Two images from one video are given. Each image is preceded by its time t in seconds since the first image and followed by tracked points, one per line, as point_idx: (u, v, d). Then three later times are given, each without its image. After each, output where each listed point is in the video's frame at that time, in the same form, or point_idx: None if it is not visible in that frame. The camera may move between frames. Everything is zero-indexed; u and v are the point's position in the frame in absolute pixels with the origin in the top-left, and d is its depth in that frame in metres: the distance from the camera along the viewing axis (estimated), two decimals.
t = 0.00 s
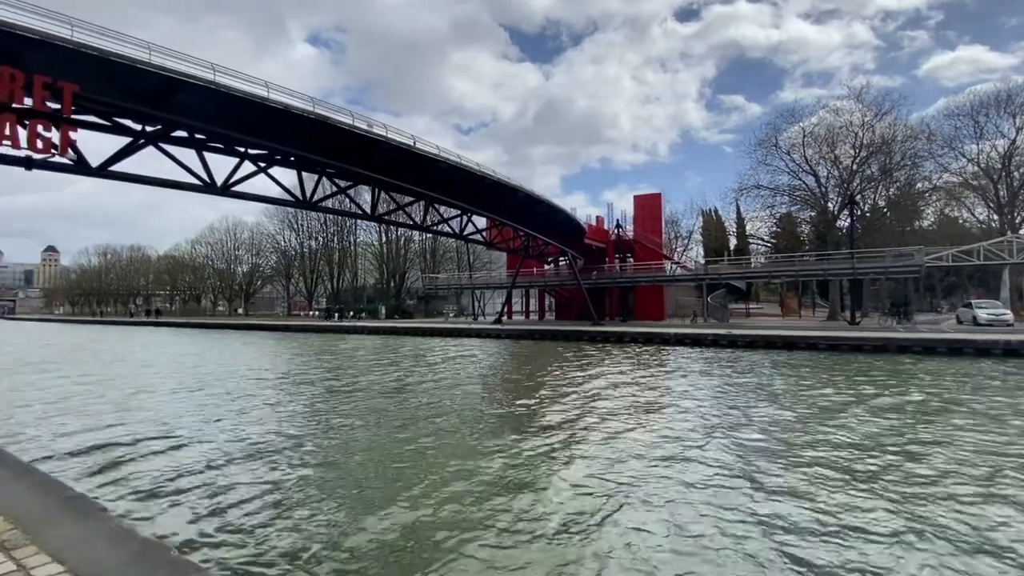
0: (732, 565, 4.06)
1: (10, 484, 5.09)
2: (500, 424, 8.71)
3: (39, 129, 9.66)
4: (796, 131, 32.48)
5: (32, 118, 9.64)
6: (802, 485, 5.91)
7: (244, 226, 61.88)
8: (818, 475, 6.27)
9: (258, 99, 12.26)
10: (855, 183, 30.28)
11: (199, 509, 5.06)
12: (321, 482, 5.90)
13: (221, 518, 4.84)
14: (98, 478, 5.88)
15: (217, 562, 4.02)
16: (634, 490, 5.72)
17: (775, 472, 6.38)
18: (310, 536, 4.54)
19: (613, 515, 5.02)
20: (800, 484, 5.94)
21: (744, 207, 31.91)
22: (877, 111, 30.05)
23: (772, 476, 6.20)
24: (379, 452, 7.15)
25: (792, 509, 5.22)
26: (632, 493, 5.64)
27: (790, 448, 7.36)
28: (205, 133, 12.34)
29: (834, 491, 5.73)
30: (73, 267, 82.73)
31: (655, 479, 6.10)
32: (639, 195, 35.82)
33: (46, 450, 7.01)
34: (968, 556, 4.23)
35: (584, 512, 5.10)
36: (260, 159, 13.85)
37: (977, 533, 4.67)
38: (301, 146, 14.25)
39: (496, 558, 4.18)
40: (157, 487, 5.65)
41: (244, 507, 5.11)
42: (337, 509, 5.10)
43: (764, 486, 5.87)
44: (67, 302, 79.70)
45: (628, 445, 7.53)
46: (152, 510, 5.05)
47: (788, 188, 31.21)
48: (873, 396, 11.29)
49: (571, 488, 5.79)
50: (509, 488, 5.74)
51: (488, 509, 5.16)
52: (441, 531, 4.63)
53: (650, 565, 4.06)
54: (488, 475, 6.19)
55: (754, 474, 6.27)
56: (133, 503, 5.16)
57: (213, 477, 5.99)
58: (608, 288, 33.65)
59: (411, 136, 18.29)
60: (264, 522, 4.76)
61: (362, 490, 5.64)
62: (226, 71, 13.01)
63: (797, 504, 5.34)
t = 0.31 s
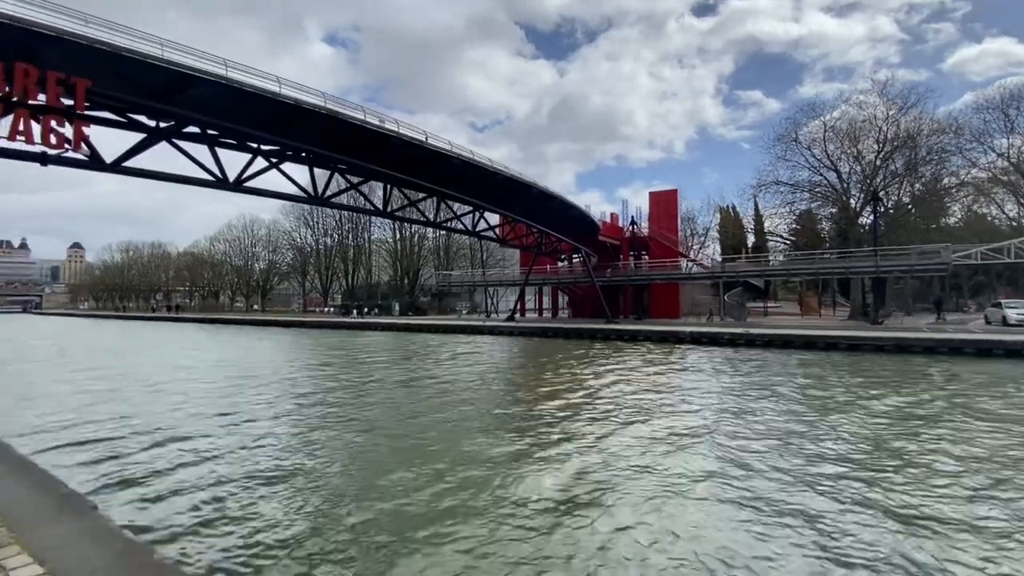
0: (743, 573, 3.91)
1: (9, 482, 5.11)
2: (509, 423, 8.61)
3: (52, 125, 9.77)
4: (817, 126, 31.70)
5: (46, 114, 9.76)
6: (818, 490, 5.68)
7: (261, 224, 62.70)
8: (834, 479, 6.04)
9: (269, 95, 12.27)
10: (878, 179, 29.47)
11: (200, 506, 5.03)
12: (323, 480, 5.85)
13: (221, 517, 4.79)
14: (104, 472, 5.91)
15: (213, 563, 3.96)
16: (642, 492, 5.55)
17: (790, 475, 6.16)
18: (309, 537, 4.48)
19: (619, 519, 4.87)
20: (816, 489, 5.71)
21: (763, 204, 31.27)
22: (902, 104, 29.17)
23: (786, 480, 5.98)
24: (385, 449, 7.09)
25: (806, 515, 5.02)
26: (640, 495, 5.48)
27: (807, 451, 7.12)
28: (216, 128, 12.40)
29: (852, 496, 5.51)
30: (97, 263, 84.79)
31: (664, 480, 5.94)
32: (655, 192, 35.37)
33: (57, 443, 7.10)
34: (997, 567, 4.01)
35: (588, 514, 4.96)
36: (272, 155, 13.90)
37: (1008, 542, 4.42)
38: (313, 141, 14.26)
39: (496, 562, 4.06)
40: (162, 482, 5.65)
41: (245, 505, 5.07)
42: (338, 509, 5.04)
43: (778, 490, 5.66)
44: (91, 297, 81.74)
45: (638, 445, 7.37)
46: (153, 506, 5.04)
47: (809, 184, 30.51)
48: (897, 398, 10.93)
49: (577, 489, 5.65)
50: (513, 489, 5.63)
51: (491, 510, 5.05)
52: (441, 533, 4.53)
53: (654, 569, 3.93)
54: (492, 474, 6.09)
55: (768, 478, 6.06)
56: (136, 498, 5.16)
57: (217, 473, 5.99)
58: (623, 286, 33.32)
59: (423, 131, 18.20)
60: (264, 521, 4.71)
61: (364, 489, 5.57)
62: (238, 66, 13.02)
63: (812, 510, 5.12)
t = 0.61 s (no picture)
0: None
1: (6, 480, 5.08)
2: (516, 421, 8.47)
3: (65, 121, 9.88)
4: (839, 121, 30.83)
5: (59, 111, 9.87)
6: (834, 498, 5.41)
7: (278, 221, 63.48)
8: (852, 486, 5.76)
9: (279, 91, 12.26)
10: (904, 175, 28.54)
11: (199, 505, 4.99)
12: (322, 478, 5.76)
13: (215, 516, 4.73)
14: (106, 468, 5.91)
15: (201, 565, 3.87)
16: (647, 496, 5.36)
17: (804, 481, 5.90)
18: (306, 535, 4.43)
19: (621, 525, 4.68)
20: (832, 497, 5.44)
21: (782, 201, 30.57)
22: (929, 97, 28.18)
23: (801, 486, 5.72)
24: (388, 447, 7.00)
25: (821, 525, 4.76)
26: (645, 500, 5.29)
27: (824, 455, 6.84)
28: (229, 125, 12.45)
29: (870, 505, 5.23)
30: (121, 260, 86.79)
31: (671, 482, 5.77)
32: (671, 189, 34.86)
33: (66, 437, 7.17)
34: None
35: (589, 519, 4.78)
36: (284, 151, 13.93)
37: None
38: (324, 138, 14.26)
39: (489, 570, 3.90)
40: (161, 479, 5.62)
41: (240, 505, 4.99)
42: (334, 509, 4.93)
43: (791, 497, 5.41)
44: (115, 293, 83.67)
45: (647, 446, 7.15)
46: (154, 502, 5.03)
47: (830, 181, 29.70)
48: (922, 401, 10.53)
49: (580, 491, 5.47)
50: (514, 490, 5.47)
51: (489, 513, 4.91)
52: (435, 536, 4.39)
53: None
54: (494, 474, 5.94)
55: (782, 483, 5.81)
56: (134, 495, 5.14)
57: (218, 469, 5.95)
58: (638, 284, 32.91)
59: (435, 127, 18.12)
60: (256, 522, 4.62)
61: (361, 488, 5.46)
62: (250, 61, 12.75)
63: (827, 520, 4.87)
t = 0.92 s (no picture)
0: None
1: (8, 474, 5.06)
2: (527, 420, 8.40)
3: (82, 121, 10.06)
4: (863, 116, 30.02)
5: (76, 111, 10.05)
6: (853, 505, 5.20)
7: (296, 221, 64.34)
8: (873, 492, 5.57)
9: (293, 90, 12.33)
10: (930, 172, 27.68)
11: (208, 500, 5.02)
12: (329, 476, 5.77)
13: (220, 514, 4.71)
14: (117, 464, 5.98)
15: (205, 562, 3.86)
16: (655, 498, 5.23)
17: (822, 486, 5.70)
18: (313, 532, 4.42)
19: (627, 528, 4.55)
20: (850, 503, 5.24)
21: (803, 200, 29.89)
22: (958, 92, 27.25)
23: (819, 492, 5.52)
24: (398, 445, 6.99)
25: (837, 532, 4.58)
26: (655, 501, 5.15)
27: (843, 460, 6.62)
28: (243, 124, 12.57)
29: (891, 513, 5.02)
30: (145, 258, 88.88)
31: (684, 485, 5.65)
32: (688, 187, 34.37)
33: (82, 433, 7.30)
34: None
35: (595, 521, 4.67)
36: (298, 151, 14.02)
37: None
38: (338, 137, 14.31)
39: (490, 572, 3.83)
40: (171, 475, 5.67)
41: (244, 502, 4.99)
42: (339, 507, 4.92)
43: (809, 503, 5.22)
44: (138, 290, 85.67)
45: (660, 448, 7.02)
46: (165, 497, 5.07)
47: (853, 178, 28.94)
48: (949, 405, 10.16)
49: (589, 492, 5.35)
50: (520, 491, 5.37)
51: (492, 513, 4.83)
52: (437, 536, 4.33)
53: None
54: (502, 474, 5.87)
55: (797, 489, 5.62)
56: (144, 490, 5.18)
57: (228, 466, 5.97)
58: (653, 284, 32.53)
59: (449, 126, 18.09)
60: (261, 519, 4.61)
61: (367, 487, 5.43)
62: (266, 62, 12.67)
63: (844, 526, 4.70)
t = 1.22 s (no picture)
0: None
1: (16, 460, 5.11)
2: (540, 422, 8.28)
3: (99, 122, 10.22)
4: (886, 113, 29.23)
5: (94, 112, 10.22)
6: (879, 512, 4.98)
7: (313, 222, 65.07)
8: (902, 499, 5.33)
9: (306, 90, 12.39)
10: (958, 170, 26.83)
11: (218, 496, 5.02)
12: (338, 474, 5.72)
13: (227, 512, 4.69)
14: (129, 461, 6.02)
15: (209, 561, 3.81)
16: (669, 503, 5.07)
17: (845, 493, 5.47)
18: (318, 530, 4.36)
19: (640, 533, 4.41)
20: (875, 510, 5.01)
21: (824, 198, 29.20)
22: (987, 86, 26.36)
23: (842, 499, 5.29)
24: (408, 445, 6.93)
25: (862, 540, 4.37)
26: (669, 506, 4.99)
27: (867, 466, 6.38)
28: (258, 124, 12.67)
29: (920, 521, 4.79)
30: (167, 259, 90.82)
31: (700, 489, 5.47)
32: (705, 186, 33.90)
33: (99, 429, 7.40)
34: None
35: (607, 525, 4.53)
36: (312, 150, 14.09)
37: None
38: (352, 137, 14.36)
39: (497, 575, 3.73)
40: (181, 472, 5.68)
41: (252, 498, 4.99)
42: (346, 506, 4.86)
43: (832, 510, 5.00)
44: (160, 291, 87.50)
45: (675, 450, 6.87)
46: (177, 492, 5.09)
47: (877, 176, 28.18)
48: (981, 410, 9.75)
49: (600, 495, 5.21)
50: (530, 493, 5.25)
51: (501, 514, 4.72)
52: (444, 538, 4.24)
53: None
54: (512, 475, 5.76)
55: (820, 495, 5.40)
56: (154, 487, 5.19)
57: (240, 463, 5.98)
58: (670, 284, 32.12)
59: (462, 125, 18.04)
60: (267, 518, 4.56)
61: (375, 486, 5.36)
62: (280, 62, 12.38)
63: (870, 534, 4.48)
